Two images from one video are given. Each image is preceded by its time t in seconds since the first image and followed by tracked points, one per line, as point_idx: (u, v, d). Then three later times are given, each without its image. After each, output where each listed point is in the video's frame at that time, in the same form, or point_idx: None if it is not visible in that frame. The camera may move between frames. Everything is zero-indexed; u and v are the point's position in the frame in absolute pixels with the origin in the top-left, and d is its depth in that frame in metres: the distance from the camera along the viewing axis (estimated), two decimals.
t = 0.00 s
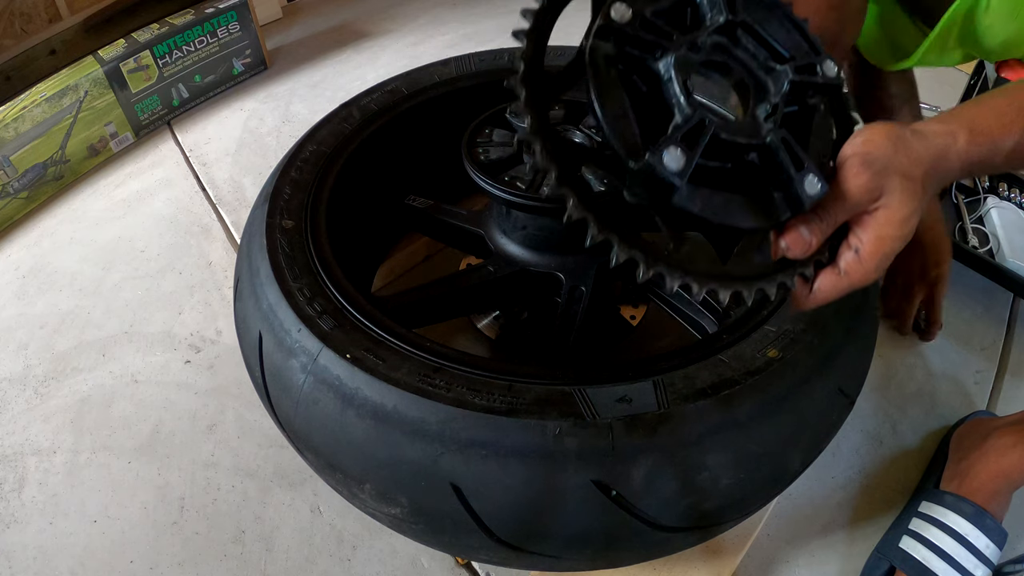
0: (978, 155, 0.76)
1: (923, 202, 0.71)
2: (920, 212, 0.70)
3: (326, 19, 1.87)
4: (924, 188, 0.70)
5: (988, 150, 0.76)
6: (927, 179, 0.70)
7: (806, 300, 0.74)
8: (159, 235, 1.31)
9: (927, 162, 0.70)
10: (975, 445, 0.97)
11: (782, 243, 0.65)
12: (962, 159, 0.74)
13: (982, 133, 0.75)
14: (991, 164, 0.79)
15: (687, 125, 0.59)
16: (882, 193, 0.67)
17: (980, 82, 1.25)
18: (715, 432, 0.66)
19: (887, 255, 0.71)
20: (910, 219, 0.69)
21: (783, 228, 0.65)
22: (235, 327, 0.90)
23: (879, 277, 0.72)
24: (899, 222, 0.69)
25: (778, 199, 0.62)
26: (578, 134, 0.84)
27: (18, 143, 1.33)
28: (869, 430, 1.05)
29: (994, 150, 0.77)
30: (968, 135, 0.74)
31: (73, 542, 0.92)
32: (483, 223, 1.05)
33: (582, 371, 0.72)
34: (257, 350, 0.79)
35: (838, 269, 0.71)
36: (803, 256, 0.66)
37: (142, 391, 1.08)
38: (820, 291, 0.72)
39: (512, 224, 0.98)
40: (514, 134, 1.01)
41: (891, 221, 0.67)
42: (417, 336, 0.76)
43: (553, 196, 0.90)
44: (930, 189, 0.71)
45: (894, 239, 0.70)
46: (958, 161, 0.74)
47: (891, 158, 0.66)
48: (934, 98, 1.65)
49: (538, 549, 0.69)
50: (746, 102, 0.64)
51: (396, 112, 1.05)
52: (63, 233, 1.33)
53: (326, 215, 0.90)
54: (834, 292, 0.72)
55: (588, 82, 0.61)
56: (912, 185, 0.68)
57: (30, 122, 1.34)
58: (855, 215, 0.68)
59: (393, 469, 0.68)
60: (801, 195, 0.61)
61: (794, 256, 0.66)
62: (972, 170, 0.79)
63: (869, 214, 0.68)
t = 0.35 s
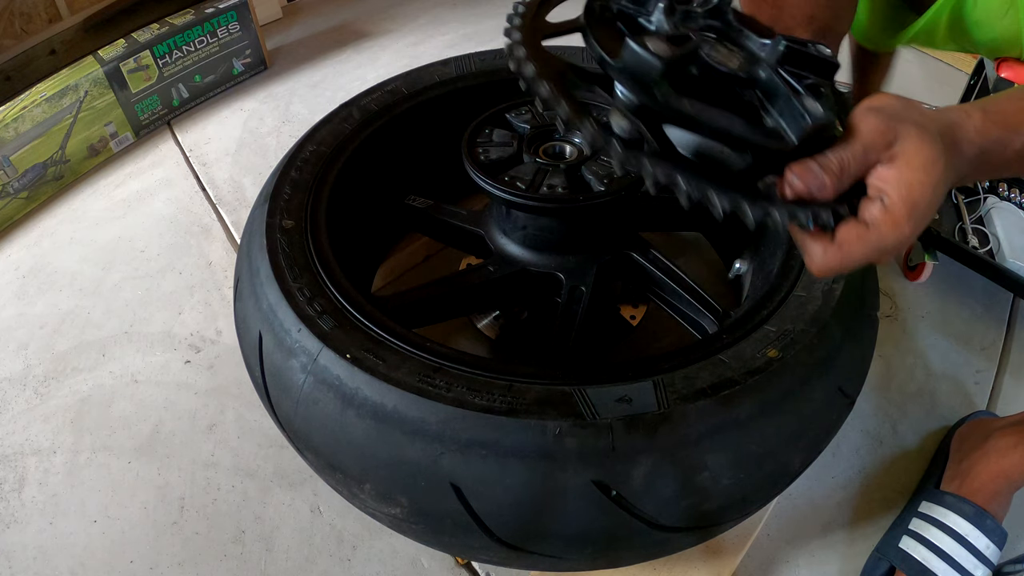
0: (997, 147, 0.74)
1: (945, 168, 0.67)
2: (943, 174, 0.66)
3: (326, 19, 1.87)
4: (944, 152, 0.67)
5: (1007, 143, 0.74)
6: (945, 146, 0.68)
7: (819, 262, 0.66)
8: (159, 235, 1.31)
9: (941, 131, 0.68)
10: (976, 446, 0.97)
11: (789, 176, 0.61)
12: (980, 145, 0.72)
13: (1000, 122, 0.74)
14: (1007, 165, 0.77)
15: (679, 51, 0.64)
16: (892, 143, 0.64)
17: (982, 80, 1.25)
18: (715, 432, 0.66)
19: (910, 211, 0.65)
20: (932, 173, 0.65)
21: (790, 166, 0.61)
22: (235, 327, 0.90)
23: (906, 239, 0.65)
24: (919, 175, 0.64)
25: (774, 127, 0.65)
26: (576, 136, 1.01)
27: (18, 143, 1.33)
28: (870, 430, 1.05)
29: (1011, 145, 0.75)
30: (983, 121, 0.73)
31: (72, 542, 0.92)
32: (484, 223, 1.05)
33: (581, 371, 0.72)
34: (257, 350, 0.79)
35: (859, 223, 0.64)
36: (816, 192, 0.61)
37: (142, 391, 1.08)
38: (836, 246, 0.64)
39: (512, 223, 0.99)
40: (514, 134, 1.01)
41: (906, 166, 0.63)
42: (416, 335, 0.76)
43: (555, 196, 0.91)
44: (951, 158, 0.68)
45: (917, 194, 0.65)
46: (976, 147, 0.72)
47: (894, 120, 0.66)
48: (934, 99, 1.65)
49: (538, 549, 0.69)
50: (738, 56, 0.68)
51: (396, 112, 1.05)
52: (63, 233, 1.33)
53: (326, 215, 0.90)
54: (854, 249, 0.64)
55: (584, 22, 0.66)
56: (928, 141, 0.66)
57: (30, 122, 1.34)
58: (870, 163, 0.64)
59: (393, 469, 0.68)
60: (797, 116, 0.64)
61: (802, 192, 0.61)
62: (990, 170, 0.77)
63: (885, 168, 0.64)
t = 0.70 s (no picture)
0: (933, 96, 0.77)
1: (872, 82, 0.70)
2: (868, 85, 0.69)
3: (326, 19, 1.87)
4: (872, 69, 0.70)
5: (942, 95, 0.77)
6: (874, 68, 0.71)
7: (737, 143, 0.70)
8: (159, 235, 1.31)
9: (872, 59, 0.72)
10: (974, 445, 0.97)
11: (710, 70, 0.66)
12: (914, 89, 0.75)
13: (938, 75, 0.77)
14: (950, 117, 0.80)
15: None
16: (815, 50, 0.68)
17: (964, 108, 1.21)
18: (715, 432, 0.66)
19: (831, 103, 0.67)
20: (853, 82, 0.68)
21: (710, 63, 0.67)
22: (235, 327, 0.90)
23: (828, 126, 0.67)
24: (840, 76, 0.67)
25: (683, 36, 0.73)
26: (575, 136, 1.01)
27: (18, 143, 1.32)
28: (869, 430, 1.05)
29: (946, 97, 0.78)
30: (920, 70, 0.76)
31: (73, 542, 0.92)
32: (484, 223, 1.06)
33: (581, 371, 0.73)
34: (257, 351, 0.79)
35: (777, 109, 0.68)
36: (733, 86, 0.67)
37: (142, 391, 1.08)
38: (752, 126, 0.68)
39: (512, 224, 0.99)
40: (514, 134, 1.02)
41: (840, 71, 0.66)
42: (416, 335, 0.76)
43: (555, 196, 0.91)
44: (881, 80, 0.71)
45: (837, 91, 0.67)
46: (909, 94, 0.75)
47: (820, 40, 0.70)
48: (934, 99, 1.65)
49: (538, 549, 0.69)
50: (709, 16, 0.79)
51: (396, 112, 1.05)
52: (63, 233, 1.33)
53: (326, 215, 0.90)
54: (769, 129, 0.67)
55: None
56: (852, 55, 0.69)
57: (30, 122, 1.34)
58: (790, 63, 0.68)
59: (393, 469, 0.68)
60: (705, 29, 0.73)
61: (720, 85, 0.66)
62: (927, 126, 0.79)
63: (805, 71, 0.68)
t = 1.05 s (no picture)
0: (890, 87, 0.76)
1: (822, 79, 0.71)
2: (816, 81, 0.70)
3: (326, 19, 1.87)
4: (822, 65, 0.71)
5: (900, 86, 0.76)
6: (825, 63, 0.72)
7: (687, 149, 0.71)
8: (159, 235, 1.31)
9: (825, 53, 0.72)
10: (973, 444, 0.97)
11: (659, 80, 0.67)
12: (869, 82, 0.75)
13: (897, 66, 0.76)
14: (906, 109, 0.79)
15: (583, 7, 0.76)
16: (765, 50, 0.70)
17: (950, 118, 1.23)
18: (715, 432, 0.66)
19: (777, 103, 0.69)
20: (802, 82, 0.69)
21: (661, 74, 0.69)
22: (235, 326, 0.90)
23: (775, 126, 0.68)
24: (788, 75, 0.69)
25: (638, 48, 0.76)
26: (575, 136, 1.01)
27: (18, 143, 1.32)
28: (869, 430, 1.05)
29: (905, 88, 0.77)
30: (878, 61, 0.75)
31: (73, 542, 0.92)
32: (484, 223, 1.06)
33: (581, 371, 0.73)
34: (257, 351, 0.79)
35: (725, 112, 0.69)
36: (681, 93, 0.68)
37: (142, 391, 1.08)
38: (700, 131, 0.69)
39: (512, 223, 0.99)
40: (514, 133, 1.02)
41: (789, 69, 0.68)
42: (417, 336, 0.76)
43: (555, 196, 0.91)
44: (833, 75, 0.72)
45: (784, 89, 0.69)
46: (864, 86, 0.75)
47: (773, 40, 0.72)
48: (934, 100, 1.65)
49: (538, 549, 0.69)
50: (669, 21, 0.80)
51: (396, 112, 1.05)
52: (63, 233, 1.33)
53: (326, 215, 0.90)
54: (717, 133, 0.69)
55: None
56: (801, 51, 0.70)
57: (30, 122, 1.33)
58: (739, 63, 0.70)
59: (393, 470, 0.68)
60: (655, 36, 0.75)
61: (669, 93, 0.68)
62: (884, 115, 0.79)
63: (755, 71, 0.70)
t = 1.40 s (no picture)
0: (862, 99, 0.76)
1: (786, 89, 0.71)
2: (780, 91, 0.71)
3: (326, 19, 1.87)
4: (786, 76, 0.72)
5: (872, 98, 0.76)
6: (791, 74, 0.72)
7: (651, 159, 0.73)
8: (159, 235, 1.31)
9: (791, 65, 0.73)
10: (973, 445, 0.97)
11: (624, 96, 0.70)
12: (839, 93, 0.75)
13: (869, 78, 0.76)
14: (880, 122, 0.79)
15: (557, 40, 0.80)
16: (730, 63, 0.72)
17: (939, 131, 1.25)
18: (715, 432, 0.66)
19: (737, 112, 0.70)
20: (766, 92, 0.70)
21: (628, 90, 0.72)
22: (235, 327, 0.90)
23: (735, 134, 0.69)
24: (750, 84, 0.70)
25: (612, 75, 0.80)
26: (575, 136, 1.01)
27: (18, 143, 1.32)
28: (869, 430, 1.05)
29: (879, 101, 0.77)
30: (849, 73, 0.76)
31: (73, 542, 0.92)
32: (484, 223, 1.06)
33: (582, 371, 0.73)
34: (257, 351, 0.79)
35: (687, 122, 0.71)
36: (646, 106, 0.71)
37: (142, 391, 1.08)
38: (660, 141, 0.72)
39: (512, 224, 0.99)
40: (514, 134, 1.02)
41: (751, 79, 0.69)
42: (417, 336, 0.76)
43: (555, 196, 0.91)
44: (798, 86, 0.72)
45: (745, 98, 0.70)
46: (833, 96, 0.75)
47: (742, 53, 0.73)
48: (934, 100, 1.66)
49: (538, 549, 0.69)
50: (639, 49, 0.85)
51: (396, 112, 1.05)
52: (63, 233, 1.33)
53: (326, 215, 0.90)
54: (677, 142, 0.71)
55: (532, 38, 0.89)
56: (766, 62, 0.71)
57: (30, 122, 1.33)
58: (703, 77, 0.71)
59: (393, 469, 0.68)
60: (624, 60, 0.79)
61: (633, 108, 0.71)
62: (859, 127, 0.79)
63: (719, 83, 0.71)
